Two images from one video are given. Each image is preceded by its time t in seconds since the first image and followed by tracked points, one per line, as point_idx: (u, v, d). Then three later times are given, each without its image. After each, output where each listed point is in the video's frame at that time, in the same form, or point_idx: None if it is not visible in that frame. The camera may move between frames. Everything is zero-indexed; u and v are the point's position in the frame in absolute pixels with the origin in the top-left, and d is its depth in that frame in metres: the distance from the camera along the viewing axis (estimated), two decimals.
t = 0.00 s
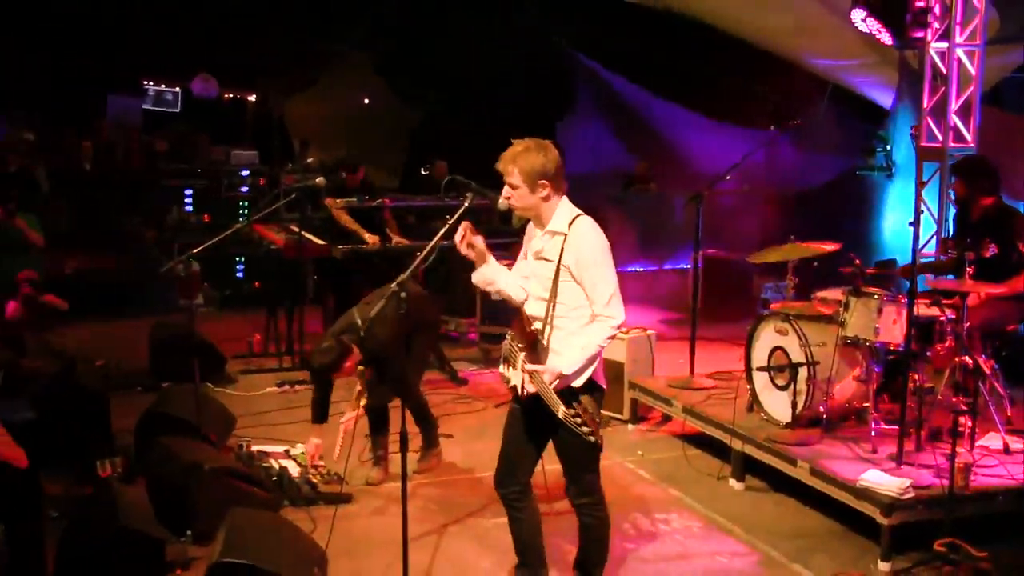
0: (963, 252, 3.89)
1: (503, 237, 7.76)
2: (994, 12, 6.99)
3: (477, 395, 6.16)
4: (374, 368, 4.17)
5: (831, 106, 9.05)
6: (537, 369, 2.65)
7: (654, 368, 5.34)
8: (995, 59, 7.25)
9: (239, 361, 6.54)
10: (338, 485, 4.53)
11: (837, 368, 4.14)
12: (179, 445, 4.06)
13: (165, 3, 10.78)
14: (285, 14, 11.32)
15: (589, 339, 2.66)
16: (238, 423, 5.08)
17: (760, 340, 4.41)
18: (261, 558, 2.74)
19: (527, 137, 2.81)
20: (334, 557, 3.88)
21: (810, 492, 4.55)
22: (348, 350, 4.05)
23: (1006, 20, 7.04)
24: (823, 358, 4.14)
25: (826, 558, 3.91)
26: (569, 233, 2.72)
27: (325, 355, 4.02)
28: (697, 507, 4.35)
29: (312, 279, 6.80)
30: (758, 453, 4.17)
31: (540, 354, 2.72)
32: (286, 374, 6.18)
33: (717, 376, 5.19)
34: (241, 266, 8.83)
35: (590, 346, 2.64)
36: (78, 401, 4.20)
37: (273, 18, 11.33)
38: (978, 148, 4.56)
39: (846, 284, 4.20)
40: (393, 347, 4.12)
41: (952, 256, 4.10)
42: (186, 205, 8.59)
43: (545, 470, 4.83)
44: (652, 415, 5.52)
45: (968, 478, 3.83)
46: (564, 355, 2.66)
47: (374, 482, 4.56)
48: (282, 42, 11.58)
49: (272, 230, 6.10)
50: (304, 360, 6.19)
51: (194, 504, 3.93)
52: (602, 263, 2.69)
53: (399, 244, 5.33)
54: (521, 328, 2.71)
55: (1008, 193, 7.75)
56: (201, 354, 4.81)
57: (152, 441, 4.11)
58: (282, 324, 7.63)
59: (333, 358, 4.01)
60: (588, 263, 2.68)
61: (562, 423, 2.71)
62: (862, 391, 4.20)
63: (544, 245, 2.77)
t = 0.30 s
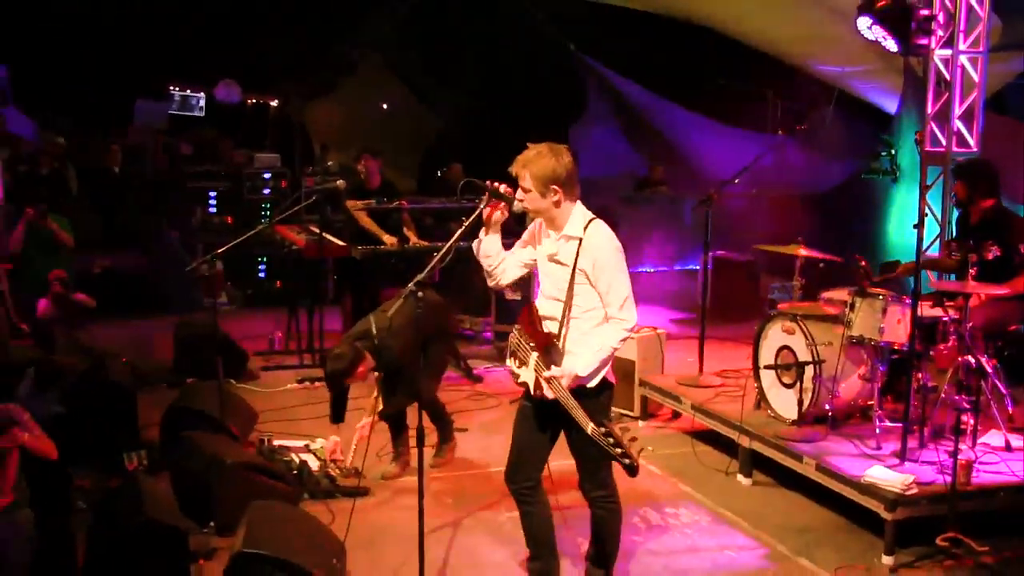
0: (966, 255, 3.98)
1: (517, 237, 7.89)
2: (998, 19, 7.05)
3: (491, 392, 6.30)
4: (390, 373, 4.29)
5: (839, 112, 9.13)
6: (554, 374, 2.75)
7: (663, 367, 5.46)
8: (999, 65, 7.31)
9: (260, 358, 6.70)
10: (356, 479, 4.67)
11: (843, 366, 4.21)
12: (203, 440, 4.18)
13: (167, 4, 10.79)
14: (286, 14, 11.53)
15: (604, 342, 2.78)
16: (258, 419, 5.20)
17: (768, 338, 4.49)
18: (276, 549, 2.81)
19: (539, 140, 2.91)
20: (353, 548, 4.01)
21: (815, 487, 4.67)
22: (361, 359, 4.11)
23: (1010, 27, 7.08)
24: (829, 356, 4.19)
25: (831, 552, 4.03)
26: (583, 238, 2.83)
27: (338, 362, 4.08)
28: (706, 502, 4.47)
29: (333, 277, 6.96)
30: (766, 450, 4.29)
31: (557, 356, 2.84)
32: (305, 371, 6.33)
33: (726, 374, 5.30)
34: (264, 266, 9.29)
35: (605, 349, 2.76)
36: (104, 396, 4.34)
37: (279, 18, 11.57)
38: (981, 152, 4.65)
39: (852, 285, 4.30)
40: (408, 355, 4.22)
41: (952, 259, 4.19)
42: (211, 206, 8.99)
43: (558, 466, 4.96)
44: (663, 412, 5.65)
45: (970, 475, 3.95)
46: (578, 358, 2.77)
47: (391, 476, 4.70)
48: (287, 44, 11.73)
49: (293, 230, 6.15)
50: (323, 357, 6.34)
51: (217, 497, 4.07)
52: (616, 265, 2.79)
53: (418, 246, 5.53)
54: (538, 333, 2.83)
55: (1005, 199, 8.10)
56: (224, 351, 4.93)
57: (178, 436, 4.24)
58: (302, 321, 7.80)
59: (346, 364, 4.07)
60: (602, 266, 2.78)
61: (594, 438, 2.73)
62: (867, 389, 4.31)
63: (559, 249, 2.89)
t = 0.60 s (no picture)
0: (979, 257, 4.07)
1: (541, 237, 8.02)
2: (1012, 26, 7.10)
3: (514, 389, 6.43)
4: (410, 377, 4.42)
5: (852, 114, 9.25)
6: (581, 376, 2.87)
7: (682, 365, 5.54)
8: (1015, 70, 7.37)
9: (290, 354, 6.86)
10: (383, 473, 4.81)
11: (858, 366, 4.33)
12: (236, 433, 4.32)
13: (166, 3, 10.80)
14: (286, 14, 11.46)
15: (625, 342, 2.92)
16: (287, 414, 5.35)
17: (785, 339, 4.62)
18: (306, 538, 2.92)
19: (565, 144, 3.03)
20: (381, 539, 4.15)
21: (830, 484, 4.78)
22: (387, 355, 4.35)
23: None
24: (845, 356, 4.31)
25: (845, 547, 4.13)
26: (607, 240, 2.96)
27: (366, 357, 4.33)
28: (725, 498, 4.58)
29: (363, 276, 7.12)
30: (783, 448, 4.38)
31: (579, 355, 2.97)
32: (335, 368, 6.49)
33: (743, 373, 5.40)
34: (293, 265, 9.47)
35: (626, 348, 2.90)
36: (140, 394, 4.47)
37: (279, 18, 11.51)
38: (994, 157, 4.72)
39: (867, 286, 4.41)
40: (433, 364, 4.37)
41: (965, 262, 4.25)
42: (244, 207, 9.13)
43: (579, 461, 5.09)
44: (682, 410, 5.76)
45: (982, 473, 4.04)
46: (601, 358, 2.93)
47: (416, 470, 4.84)
48: (287, 43, 11.77)
49: (325, 230, 6.26)
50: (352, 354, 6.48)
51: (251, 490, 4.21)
52: (638, 267, 2.93)
53: (445, 247, 5.67)
54: (560, 334, 2.96)
55: (1013, 204, 8.06)
56: (257, 348, 5.08)
57: (212, 429, 4.39)
58: (332, 320, 7.95)
59: (371, 360, 4.32)
60: (626, 268, 2.93)
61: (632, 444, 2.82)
62: (882, 388, 4.41)
63: (583, 250, 3.01)
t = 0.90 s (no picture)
0: (990, 260, 4.16)
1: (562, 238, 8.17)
2: None
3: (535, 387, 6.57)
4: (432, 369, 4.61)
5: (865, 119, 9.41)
6: (609, 372, 3.00)
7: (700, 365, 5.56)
8: None
9: (319, 352, 7.04)
10: (408, 467, 4.96)
11: (872, 365, 4.44)
12: (265, 427, 4.49)
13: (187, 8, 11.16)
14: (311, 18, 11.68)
15: (644, 335, 3.08)
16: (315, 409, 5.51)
17: (800, 340, 4.72)
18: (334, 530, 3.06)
19: (583, 144, 3.14)
20: (405, 531, 4.30)
21: (845, 482, 4.88)
22: (431, 347, 4.45)
23: None
24: (858, 356, 4.42)
25: (857, 542, 4.24)
26: (625, 237, 3.10)
27: (409, 348, 4.40)
28: (742, 494, 4.69)
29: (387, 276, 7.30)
30: (798, 445, 4.49)
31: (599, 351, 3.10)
32: (364, 365, 6.65)
33: (757, 373, 5.50)
34: (322, 265, 9.98)
35: (643, 341, 3.07)
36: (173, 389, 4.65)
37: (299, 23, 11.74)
38: (1007, 163, 4.80)
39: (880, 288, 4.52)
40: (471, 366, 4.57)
41: (977, 266, 4.34)
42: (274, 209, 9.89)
43: (597, 457, 5.22)
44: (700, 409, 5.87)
45: (993, 471, 4.13)
46: (622, 351, 3.08)
47: (439, 465, 4.98)
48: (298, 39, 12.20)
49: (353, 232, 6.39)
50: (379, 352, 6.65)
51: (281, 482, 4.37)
52: (654, 265, 3.09)
53: (467, 248, 5.82)
54: (580, 333, 3.08)
55: None
56: (287, 346, 5.26)
57: (243, 423, 4.56)
58: (359, 318, 8.14)
59: (414, 350, 4.37)
60: (644, 264, 3.08)
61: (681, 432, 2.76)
62: (894, 387, 4.51)
63: (600, 248, 3.13)
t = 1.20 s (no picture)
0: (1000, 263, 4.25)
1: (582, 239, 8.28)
2: None
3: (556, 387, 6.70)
4: (460, 370, 4.86)
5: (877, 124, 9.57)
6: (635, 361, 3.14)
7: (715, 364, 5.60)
8: None
9: (345, 350, 7.20)
10: (431, 461, 5.10)
11: (884, 365, 4.55)
12: (292, 421, 4.64)
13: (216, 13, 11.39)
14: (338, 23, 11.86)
15: (655, 323, 3.25)
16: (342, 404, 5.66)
17: (812, 341, 4.84)
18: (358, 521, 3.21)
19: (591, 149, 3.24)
20: (427, 522, 4.44)
21: (858, 479, 4.99)
22: (464, 346, 4.74)
23: None
24: (870, 356, 4.54)
25: (866, 537, 4.35)
26: (638, 234, 3.29)
27: (444, 346, 4.69)
28: (757, 490, 4.80)
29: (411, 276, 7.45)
30: (810, 442, 4.62)
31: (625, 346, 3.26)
32: (389, 363, 6.81)
33: (773, 373, 5.61)
34: (349, 266, 10.19)
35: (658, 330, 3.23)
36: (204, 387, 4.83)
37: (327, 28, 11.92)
38: (1019, 168, 4.88)
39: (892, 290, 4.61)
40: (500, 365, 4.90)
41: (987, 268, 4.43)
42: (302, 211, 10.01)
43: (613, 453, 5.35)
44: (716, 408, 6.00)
45: (1003, 470, 4.22)
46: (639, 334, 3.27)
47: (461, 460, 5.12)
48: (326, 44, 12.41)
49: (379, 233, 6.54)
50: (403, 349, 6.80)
51: (308, 474, 4.52)
52: (662, 258, 3.31)
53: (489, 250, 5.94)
54: (597, 333, 3.24)
55: None
56: (314, 344, 5.42)
57: (271, 419, 4.72)
58: (384, 317, 8.29)
59: (449, 349, 4.67)
60: (656, 257, 3.31)
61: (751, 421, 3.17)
62: (906, 387, 4.61)
63: (613, 247, 3.30)
